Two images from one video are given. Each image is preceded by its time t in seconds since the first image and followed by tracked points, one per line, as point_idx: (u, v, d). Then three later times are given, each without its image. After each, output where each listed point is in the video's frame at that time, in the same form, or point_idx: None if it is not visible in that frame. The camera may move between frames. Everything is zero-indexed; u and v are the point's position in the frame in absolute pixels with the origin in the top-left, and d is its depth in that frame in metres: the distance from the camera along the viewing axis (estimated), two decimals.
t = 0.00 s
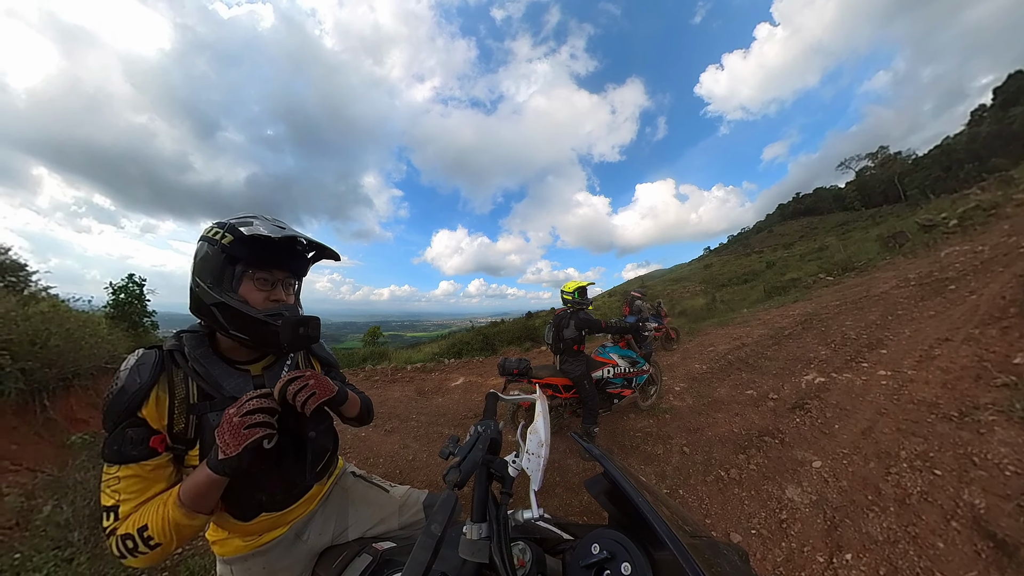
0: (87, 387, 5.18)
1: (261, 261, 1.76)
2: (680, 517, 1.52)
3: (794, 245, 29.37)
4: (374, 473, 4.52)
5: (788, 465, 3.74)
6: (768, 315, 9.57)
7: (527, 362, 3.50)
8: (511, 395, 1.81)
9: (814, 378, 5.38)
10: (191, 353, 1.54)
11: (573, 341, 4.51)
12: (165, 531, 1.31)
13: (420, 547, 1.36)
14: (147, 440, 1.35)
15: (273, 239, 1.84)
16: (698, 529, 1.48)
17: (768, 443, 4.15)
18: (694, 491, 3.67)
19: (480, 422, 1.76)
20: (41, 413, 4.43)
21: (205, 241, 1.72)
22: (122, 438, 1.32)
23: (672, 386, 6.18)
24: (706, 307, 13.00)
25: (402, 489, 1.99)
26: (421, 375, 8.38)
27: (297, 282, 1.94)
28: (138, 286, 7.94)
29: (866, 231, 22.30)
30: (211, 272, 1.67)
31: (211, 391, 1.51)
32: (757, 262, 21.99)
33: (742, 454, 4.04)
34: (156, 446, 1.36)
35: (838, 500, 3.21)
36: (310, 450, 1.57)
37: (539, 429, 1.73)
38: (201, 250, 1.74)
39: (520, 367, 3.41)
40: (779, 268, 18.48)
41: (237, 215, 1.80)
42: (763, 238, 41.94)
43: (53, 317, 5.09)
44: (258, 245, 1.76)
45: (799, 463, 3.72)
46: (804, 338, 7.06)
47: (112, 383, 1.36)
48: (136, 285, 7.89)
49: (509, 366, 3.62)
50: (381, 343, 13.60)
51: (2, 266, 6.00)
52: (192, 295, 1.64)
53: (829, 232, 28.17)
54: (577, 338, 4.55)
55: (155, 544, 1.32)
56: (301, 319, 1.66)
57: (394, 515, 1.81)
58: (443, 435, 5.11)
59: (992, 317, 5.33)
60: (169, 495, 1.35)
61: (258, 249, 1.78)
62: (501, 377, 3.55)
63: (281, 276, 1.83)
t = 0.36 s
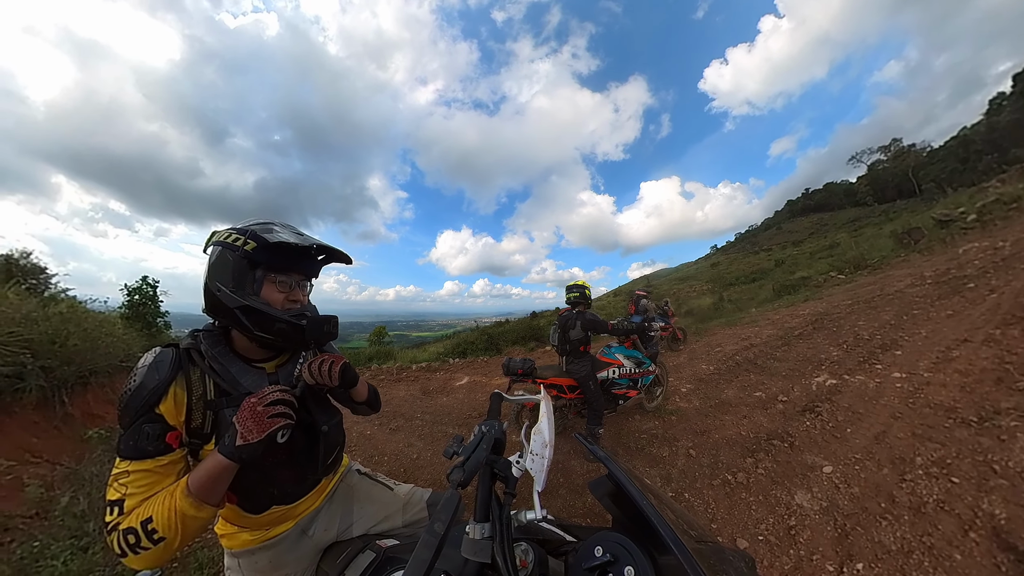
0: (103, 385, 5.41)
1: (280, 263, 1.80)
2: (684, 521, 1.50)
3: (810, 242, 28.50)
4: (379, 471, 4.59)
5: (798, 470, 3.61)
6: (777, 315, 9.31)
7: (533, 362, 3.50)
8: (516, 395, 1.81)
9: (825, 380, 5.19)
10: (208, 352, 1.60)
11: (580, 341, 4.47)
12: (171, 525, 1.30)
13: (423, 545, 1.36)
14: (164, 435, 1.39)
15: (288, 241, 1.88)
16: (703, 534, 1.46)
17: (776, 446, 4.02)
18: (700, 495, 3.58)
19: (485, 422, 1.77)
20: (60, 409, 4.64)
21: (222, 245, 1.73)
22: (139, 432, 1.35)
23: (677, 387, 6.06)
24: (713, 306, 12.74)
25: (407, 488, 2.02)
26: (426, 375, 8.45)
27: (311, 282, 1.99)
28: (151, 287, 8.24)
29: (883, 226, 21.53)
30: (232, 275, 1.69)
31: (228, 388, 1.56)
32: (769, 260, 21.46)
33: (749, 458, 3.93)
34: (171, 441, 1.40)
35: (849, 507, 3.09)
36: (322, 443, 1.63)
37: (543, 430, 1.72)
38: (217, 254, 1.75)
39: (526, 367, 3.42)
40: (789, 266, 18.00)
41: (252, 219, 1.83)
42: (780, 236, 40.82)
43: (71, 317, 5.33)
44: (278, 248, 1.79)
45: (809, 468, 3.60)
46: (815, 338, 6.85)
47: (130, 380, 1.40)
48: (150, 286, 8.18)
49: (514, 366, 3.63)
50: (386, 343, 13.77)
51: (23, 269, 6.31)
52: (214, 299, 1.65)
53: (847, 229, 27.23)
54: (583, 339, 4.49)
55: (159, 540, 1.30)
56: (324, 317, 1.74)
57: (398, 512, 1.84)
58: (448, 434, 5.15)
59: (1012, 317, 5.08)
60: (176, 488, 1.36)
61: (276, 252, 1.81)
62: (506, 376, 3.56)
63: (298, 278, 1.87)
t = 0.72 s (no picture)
0: (117, 382, 5.63)
1: (282, 263, 1.85)
2: (688, 525, 1.48)
3: (827, 239, 27.59)
4: (383, 469, 4.65)
5: (807, 476, 3.49)
6: (787, 314, 9.05)
7: (537, 362, 3.50)
8: (520, 395, 1.81)
9: (836, 382, 5.00)
10: (217, 351, 1.66)
11: (592, 340, 4.42)
12: (162, 516, 1.34)
13: (427, 543, 1.36)
14: (171, 432, 1.46)
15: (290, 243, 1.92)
16: (709, 539, 1.43)
17: (785, 450, 3.90)
18: (705, 499, 3.50)
19: (489, 421, 1.76)
20: (78, 405, 4.87)
21: (226, 247, 1.80)
22: (148, 428, 1.42)
23: (684, 388, 5.94)
24: (720, 306, 12.45)
25: (411, 485, 2.05)
26: (430, 374, 8.51)
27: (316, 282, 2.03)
28: (165, 289, 8.53)
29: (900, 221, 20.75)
30: (235, 277, 1.76)
31: (236, 387, 1.62)
32: (781, 258, 20.89)
33: (757, 462, 3.83)
34: (176, 438, 1.46)
35: (861, 514, 2.97)
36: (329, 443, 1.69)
37: (548, 430, 1.71)
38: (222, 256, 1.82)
39: (530, 367, 3.40)
40: (800, 264, 17.52)
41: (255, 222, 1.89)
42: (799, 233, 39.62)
43: (89, 317, 5.57)
44: (279, 249, 1.84)
45: (818, 473, 3.48)
46: (826, 338, 6.63)
47: (142, 377, 1.47)
48: (163, 288, 8.47)
49: (519, 365, 3.62)
50: (392, 343, 13.91)
51: (43, 272, 6.62)
52: (218, 300, 1.72)
53: (865, 225, 26.31)
54: (595, 337, 4.45)
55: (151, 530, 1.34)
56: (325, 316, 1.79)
57: (402, 510, 1.87)
58: (451, 433, 5.18)
59: None
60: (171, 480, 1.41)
61: (278, 253, 1.87)
62: (511, 377, 3.56)
63: (300, 277, 1.92)
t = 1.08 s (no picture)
0: (132, 379, 5.89)
1: (310, 266, 1.93)
2: (693, 528, 1.46)
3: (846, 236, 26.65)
4: (388, 466, 4.72)
5: (817, 480, 3.37)
6: (797, 314, 8.79)
7: (541, 363, 3.49)
8: (524, 395, 1.81)
9: (847, 385, 4.81)
10: (230, 349, 1.72)
11: (596, 340, 4.40)
12: (191, 510, 1.43)
13: (429, 540, 1.36)
14: (184, 430, 1.50)
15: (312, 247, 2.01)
16: (714, 544, 1.40)
17: (794, 454, 3.78)
18: (711, 502, 3.42)
19: (494, 421, 1.77)
20: (96, 401, 5.10)
21: (253, 250, 1.79)
22: (161, 427, 1.46)
23: (690, 389, 5.82)
24: (729, 305, 12.17)
25: (414, 484, 2.09)
26: (435, 374, 8.57)
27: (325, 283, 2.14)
28: (177, 290, 8.84)
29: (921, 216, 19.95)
30: (268, 279, 1.79)
31: (249, 383, 1.68)
32: (795, 256, 20.30)
33: (764, 466, 3.72)
34: (189, 437, 1.51)
35: (872, 521, 2.85)
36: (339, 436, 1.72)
37: (551, 430, 1.70)
38: (242, 258, 1.78)
39: (534, 367, 3.39)
40: (810, 261, 16.99)
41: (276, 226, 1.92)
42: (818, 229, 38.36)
43: (105, 317, 5.82)
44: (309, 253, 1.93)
45: (828, 478, 3.36)
46: (837, 339, 6.40)
47: (154, 376, 1.51)
48: (176, 289, 8.77)
49: (523, 366, 3.61)
50: (397, 343, 14.05)
51: (63, 275, 6.96)
52: (252, 302, 1.72)
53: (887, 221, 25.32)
54: (599, 337, 4.43)
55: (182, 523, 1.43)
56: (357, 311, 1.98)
57: (406, 507, 1.91)
58: (455, 433, 5.23)
59: None
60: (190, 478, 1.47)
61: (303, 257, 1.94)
62: (515, 377, 3.57)
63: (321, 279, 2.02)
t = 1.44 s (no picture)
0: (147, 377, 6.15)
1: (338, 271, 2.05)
2: (696, 530, 1.43)
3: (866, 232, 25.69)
4: (393, 464, 4.78)
5: (826, 486, 3.26)
6: (807, 314, 8.53)
7: (546, 362, 3.48)
8: (529, 395, 1.80)
9: (859, 388, 4.62)
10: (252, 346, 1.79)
11: (599, 340, 4.36)
12: (227, 507, 1.45)
13: (433, 538, 1.36)
14: (209, 427, 1.51)
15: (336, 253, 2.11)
16: (719, 549, 1.37)
17: (802, 458, 3.66)
18: (716, 506, 3.34)
19: (498, 419, 1.77)
20: (111, 398, 5.34)
21: (299, 255, 1.84)
22: (188, 426, 1.46)
23: (696, 390, 5.70)
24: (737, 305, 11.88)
25: (417, 480, 2.14)
26: (440, 373, 8.62)
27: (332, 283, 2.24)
28: (189, 291, 9.13)
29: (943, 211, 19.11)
30: (311, 284, 1.87)
31: (273, 377, 1.75)
32: (809, 253, 19.69)
33: (772, 470, 3.61)
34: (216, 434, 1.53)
35: (884, 530, 2.74)
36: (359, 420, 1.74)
37: (556, 430, 1.69)
38: (287, 261, 1.81)
39: (539, 366, 3.37)
40: (821, 259, 16.46)
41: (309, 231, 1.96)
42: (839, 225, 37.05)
43: (120, 317, 6.07)
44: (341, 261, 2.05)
45: (838, 484, 3.24)
46: (849, 339, 6.17)
47: (176, 376, 1.50)
48: (187, 290, 9.06)
49: (528, 366, 3.61)
50: (403, 342, 14.19)
51: (81, 277, 7.29)
52: (300, 305, 1.80)
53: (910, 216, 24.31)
54: (602, 337, 4.38)
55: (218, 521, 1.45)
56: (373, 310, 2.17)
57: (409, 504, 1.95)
58: (460, 431, 5.27)
59: None
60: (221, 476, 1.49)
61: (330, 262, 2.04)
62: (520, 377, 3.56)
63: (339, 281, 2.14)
